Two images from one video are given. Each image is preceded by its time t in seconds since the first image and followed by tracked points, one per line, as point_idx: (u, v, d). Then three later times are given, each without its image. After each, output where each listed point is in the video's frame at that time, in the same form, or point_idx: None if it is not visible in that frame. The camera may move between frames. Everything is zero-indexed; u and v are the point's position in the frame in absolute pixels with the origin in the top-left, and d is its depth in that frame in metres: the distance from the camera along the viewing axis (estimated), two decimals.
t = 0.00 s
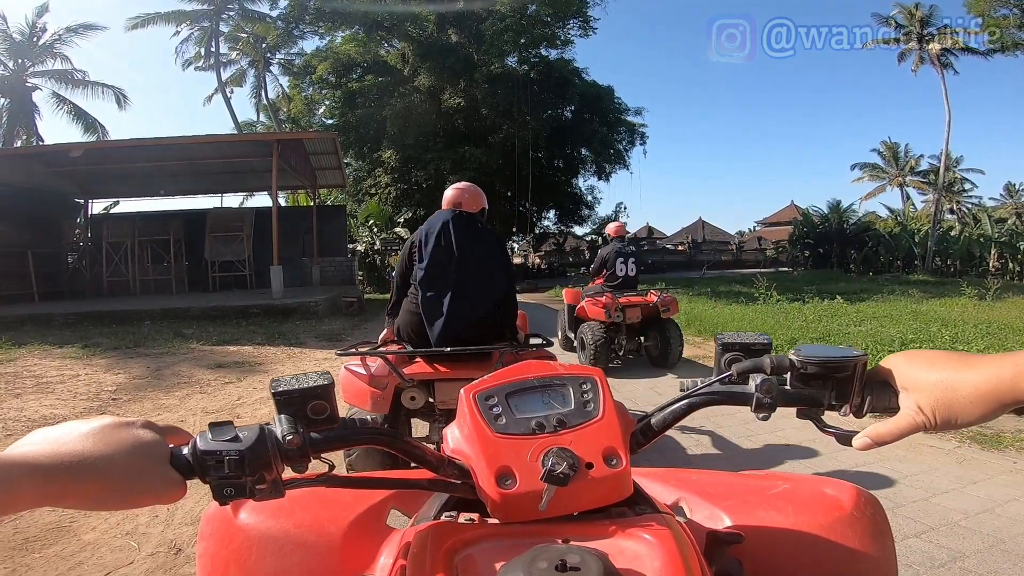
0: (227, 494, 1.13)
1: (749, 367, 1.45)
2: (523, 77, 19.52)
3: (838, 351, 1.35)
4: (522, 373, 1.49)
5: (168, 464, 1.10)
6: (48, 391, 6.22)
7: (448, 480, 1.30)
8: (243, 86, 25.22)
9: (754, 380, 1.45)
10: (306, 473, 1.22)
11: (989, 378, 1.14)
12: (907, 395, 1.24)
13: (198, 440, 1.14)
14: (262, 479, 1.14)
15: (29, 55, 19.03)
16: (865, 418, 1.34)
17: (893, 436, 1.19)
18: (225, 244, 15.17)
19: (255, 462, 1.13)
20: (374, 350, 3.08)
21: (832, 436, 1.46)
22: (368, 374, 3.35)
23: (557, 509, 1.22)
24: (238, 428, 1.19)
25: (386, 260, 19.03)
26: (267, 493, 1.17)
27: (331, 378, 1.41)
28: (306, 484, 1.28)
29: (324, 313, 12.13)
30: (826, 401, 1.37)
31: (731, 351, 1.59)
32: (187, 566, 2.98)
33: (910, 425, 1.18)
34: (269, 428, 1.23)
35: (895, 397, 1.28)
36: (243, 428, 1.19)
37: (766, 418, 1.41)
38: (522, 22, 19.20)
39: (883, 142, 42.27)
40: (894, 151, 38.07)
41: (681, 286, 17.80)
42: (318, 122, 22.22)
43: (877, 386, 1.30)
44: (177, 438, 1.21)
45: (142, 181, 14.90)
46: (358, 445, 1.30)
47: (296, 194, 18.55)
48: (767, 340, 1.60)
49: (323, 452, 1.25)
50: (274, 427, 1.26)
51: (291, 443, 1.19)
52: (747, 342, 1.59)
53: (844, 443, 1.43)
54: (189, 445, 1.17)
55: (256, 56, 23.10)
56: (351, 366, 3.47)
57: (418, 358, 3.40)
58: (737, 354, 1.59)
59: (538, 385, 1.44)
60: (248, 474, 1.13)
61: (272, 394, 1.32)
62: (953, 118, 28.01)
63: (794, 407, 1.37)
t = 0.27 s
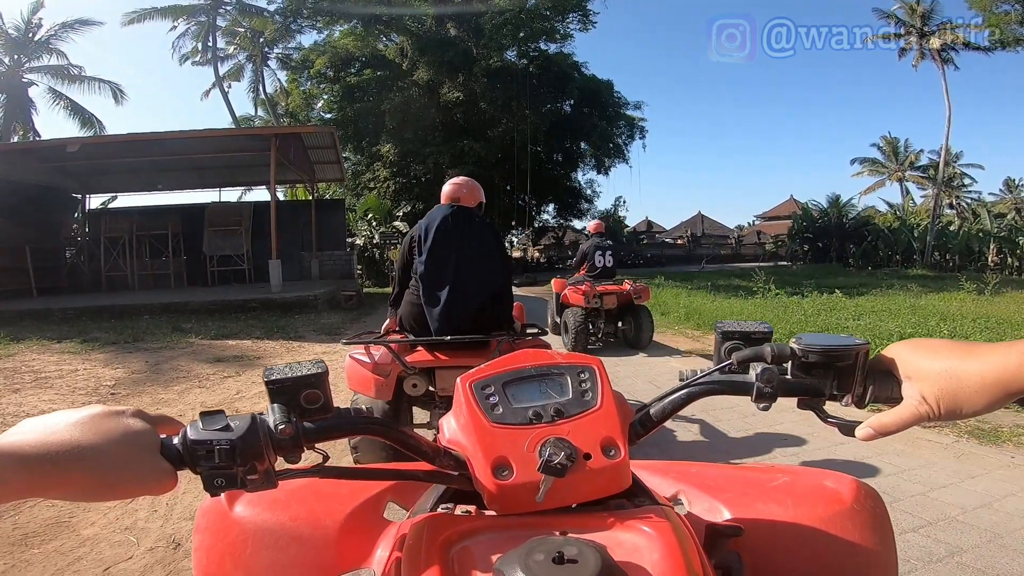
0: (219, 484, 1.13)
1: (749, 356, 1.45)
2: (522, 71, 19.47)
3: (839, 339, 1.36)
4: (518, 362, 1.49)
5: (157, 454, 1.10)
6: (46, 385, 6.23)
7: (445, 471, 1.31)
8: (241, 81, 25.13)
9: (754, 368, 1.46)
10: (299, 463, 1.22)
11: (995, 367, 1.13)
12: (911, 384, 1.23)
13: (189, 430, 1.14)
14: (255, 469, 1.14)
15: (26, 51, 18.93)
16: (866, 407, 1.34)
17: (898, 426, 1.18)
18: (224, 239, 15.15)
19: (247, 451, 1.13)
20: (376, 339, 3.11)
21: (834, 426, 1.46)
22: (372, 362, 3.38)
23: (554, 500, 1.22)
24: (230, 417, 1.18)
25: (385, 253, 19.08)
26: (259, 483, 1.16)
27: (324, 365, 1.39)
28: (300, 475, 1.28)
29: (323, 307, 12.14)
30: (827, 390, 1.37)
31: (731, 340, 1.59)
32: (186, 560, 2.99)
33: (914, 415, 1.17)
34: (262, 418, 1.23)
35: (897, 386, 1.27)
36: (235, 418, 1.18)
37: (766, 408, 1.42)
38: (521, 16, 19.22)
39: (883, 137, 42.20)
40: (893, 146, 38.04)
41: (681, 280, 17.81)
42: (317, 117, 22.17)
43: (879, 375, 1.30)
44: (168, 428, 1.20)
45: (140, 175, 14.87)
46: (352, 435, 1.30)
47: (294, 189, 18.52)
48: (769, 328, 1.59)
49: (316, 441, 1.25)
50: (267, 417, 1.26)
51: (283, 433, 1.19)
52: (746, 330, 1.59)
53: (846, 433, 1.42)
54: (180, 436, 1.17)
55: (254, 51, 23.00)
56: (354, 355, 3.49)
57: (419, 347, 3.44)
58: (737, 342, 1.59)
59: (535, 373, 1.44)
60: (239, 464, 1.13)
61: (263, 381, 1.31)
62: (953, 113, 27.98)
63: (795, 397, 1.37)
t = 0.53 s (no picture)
0: (222, 469, 1.15)
1: (746, 347, 1.47)
2: (521, 65, 19.41)
3: (837, 332, 1.38)
4: (518, 350, 1.50)
5: (162, 438, 1.12)
6: (43, 381, 6.24)
7: (445, 459, 1.32)
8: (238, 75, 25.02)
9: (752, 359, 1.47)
10: (301, 450, 1.23)
11: (992, 361, 1.10)
12: (908, 377, 1.21)
13: (194, 414, 1.16)
14: (257, 454, 1.17)
15: (20, 46, 18.82)
16: (863, 399, 1.35)
17: (891, 418, 1.17)
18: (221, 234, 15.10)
19: (250, 437, 1.16)
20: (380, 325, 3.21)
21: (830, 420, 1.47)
22: (376, 350, 3.50)
23: (552, 488, 1.24)
24: (233, 402, 1.21)
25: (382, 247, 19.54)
26: (262, 469, 1.19)
27: (326, 352, 1.41)
28: (302, 461, 1.31)
29: (321, 301, 12.17)
30: (824, 381, 1.40)
31: (728, 331, 1.61)
32: (183, 558, 3.02)
33: (909, 408, 1.16)
34: (265, 403, 1.26)
35: (893, 379, 1.27)
36: (238, 403, 1.21)
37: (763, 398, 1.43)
38: (520, 9, 19.27)
39: (883, 131, 42.12)
40: (893, 141, 38.02)
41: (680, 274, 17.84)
42: (315, 111, 22.11)
43: (877, 367, 1.30)
44: (173, 413, 1.22)
45: (137, 170, 14.84)
46: (351, 422, 1.31)
47: (292, 182, 18.50)
48: (765, 320, 1.62)
49: (317, 428, 1.27)
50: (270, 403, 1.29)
51: (285, 419, 1.22)
52: (744, 322, 1.61)
53: (842, 426, 1.44)
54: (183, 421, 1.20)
55: (251, 45, 22.90)
56: (359, 343, 3.62)
57: (420, 335, 3.57)
58: (735, 333, 1.61)
59: (534, 362, 1.45)
60: (242, 448, 1.15)
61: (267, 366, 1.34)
62: (953, 108, 27.98)
63: (792, 387, 1.39)
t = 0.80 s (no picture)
0: (209, 471, 1.16)
1: (734, 342, 1.46)
2: (518, 60, 19.32)
3: (823, 326, 1.37)
4: (509, 348, 1.51)
5: (147, 442, 1.12)
6: (30, 382, 6.23)
7: (435, 458, 1.33)
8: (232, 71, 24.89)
9: (740, 354, 1.47)
10: (290, 450, 1.23)
11: (976, 355, 1.15)
12: (893, 370, 1.24)
13: (180, 417, 1.16)
14: (245, 456, 1.16)
15: (10, 43, 18.65)
16: (850, 394, 1.35)
17: (880, 413, 1.18)
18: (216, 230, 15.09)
19: (238, 438, 1.16)
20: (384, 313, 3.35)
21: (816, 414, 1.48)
22: (380, 340, 3.64)
23: (544, 486, 1.24)
24: (220, 404, 1.21)
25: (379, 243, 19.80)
26: (249, 471, 1.19)
27: (314, 352, 1.40)
28: (290, 461, 1.31)
29: (316, 297, 12.15)
30: (811, 376, 1.39)
31: (717, 326, 1.60)
32: (164, 570, 3.01)
33: (897, 403, 1.18)
34: (253, 404, 1.26)
35: (879, 373, 1.29)
36: (225, 405, 1.21)
37: (752, 394, 1.43)
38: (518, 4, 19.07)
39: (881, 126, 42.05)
40: (891, 136, 37.97)
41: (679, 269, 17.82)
42: (310, 107, 22.01)
43: (862, 361, 1.32)
44: (159, 415, 1.23)
45: (130, 166, 14.79)
46: (340, 422, 1.31)
47: (288, 178, 18.46)
48: (753, 314, 1.61)
49: (306, 429, 1.27)
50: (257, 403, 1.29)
51: (273, 420, 1.21)
52: (732, 317, 1.60)
53: (829, 420, 1.44)
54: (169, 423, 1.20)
55: (245, 41, 22.75)
56: (364, 335, 3.76)
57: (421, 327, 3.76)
58: (723, 329, 1.61)
59: (524, 360, 1.46)
60: (230, 451, 1.15)
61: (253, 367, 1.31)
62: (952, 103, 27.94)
63: (779, 383, 1.39)
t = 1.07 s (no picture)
0: (199, 474, 1.16)
1: (727, 346, 1.46)
2: (518, 56, 19.28)
3: (815, 331, 1.37)
4: (502, 350, 1.51)
5: (136, 444, 1.12)
6: (10, 388, 6.19)
7: (428, 460, 1.33)
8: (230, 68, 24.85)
9: (732, 358, 1.47)
10: (281, 452, 1.24)
11: (966, 360, 1.12)
12: (885, 374, 1.22)
13: (169, 420, 1.16)
14: (235, 458, 1.17)
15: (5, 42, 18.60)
16: (841, 398, 1.36)
17: (868, 417, 1.19)
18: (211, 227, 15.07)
19: (228, 441, 1.16)
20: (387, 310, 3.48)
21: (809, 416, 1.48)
22: (383, 333, 3.85)
23: (535, 489, 1.25)
24: (209, 406, 1.21)
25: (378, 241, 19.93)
26: (240, 473, 1.19)
27: (305, 355, 1.39)
28: (283, 463, 1.31)
29: (312, 296, 12.14)
30: (803, 379, 1.39)
31: (710, 329, 1.60)
32: None
33: (886, 407, 1.17)
34: (244, 407, 1.26)
35: (871, 376, 1.29)
36: (215, 408, 1.20)
37: (744, 397, 1.44)
38: None
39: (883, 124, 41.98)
40: (892, 134, 37.92)
41: (682, 267, 17.78)
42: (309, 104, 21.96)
43: (854, 365, 1.31)
44: (151, 418, 1.23)
45: (125, 163, 14.78)
46: (331, 424, 1.31)
47: (286, 175, 18.47)
48: (746, 318, 1.61)
49: (298, 431, 1.27)
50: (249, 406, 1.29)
51: (264, 423, 1.22)
52: (725, 320, 1.60)
53: (821, 424, 1.44)
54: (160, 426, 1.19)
55: (243, 38, 22.71)
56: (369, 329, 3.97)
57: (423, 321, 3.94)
58: (716, 331, 1.61)
59: (517, 362, 1.46)
60: (219, 453, 1.15)
61: (243, 370, 1.30)
62: (954, 101, 27.88)
63: (772, 386, 1.39)
